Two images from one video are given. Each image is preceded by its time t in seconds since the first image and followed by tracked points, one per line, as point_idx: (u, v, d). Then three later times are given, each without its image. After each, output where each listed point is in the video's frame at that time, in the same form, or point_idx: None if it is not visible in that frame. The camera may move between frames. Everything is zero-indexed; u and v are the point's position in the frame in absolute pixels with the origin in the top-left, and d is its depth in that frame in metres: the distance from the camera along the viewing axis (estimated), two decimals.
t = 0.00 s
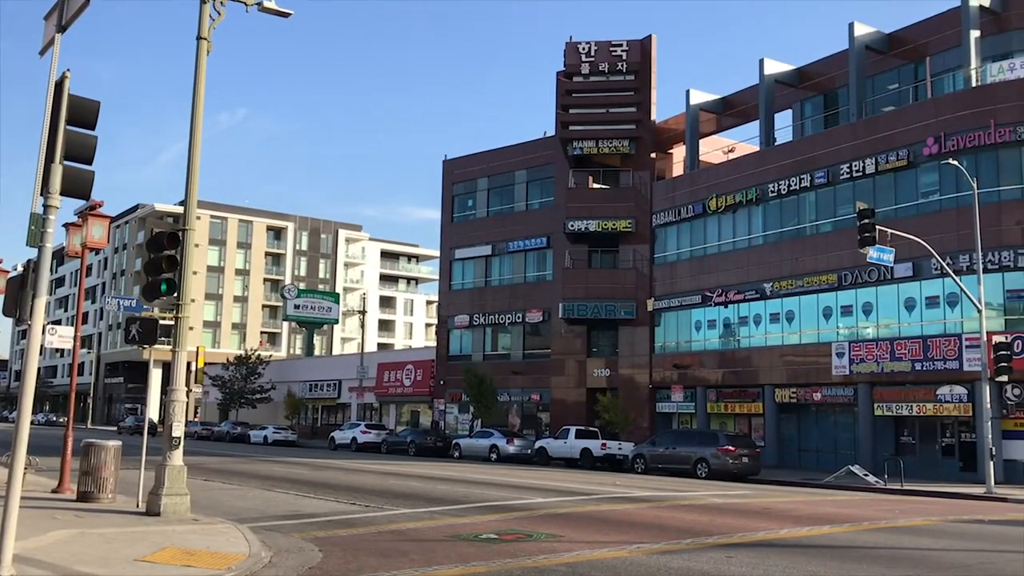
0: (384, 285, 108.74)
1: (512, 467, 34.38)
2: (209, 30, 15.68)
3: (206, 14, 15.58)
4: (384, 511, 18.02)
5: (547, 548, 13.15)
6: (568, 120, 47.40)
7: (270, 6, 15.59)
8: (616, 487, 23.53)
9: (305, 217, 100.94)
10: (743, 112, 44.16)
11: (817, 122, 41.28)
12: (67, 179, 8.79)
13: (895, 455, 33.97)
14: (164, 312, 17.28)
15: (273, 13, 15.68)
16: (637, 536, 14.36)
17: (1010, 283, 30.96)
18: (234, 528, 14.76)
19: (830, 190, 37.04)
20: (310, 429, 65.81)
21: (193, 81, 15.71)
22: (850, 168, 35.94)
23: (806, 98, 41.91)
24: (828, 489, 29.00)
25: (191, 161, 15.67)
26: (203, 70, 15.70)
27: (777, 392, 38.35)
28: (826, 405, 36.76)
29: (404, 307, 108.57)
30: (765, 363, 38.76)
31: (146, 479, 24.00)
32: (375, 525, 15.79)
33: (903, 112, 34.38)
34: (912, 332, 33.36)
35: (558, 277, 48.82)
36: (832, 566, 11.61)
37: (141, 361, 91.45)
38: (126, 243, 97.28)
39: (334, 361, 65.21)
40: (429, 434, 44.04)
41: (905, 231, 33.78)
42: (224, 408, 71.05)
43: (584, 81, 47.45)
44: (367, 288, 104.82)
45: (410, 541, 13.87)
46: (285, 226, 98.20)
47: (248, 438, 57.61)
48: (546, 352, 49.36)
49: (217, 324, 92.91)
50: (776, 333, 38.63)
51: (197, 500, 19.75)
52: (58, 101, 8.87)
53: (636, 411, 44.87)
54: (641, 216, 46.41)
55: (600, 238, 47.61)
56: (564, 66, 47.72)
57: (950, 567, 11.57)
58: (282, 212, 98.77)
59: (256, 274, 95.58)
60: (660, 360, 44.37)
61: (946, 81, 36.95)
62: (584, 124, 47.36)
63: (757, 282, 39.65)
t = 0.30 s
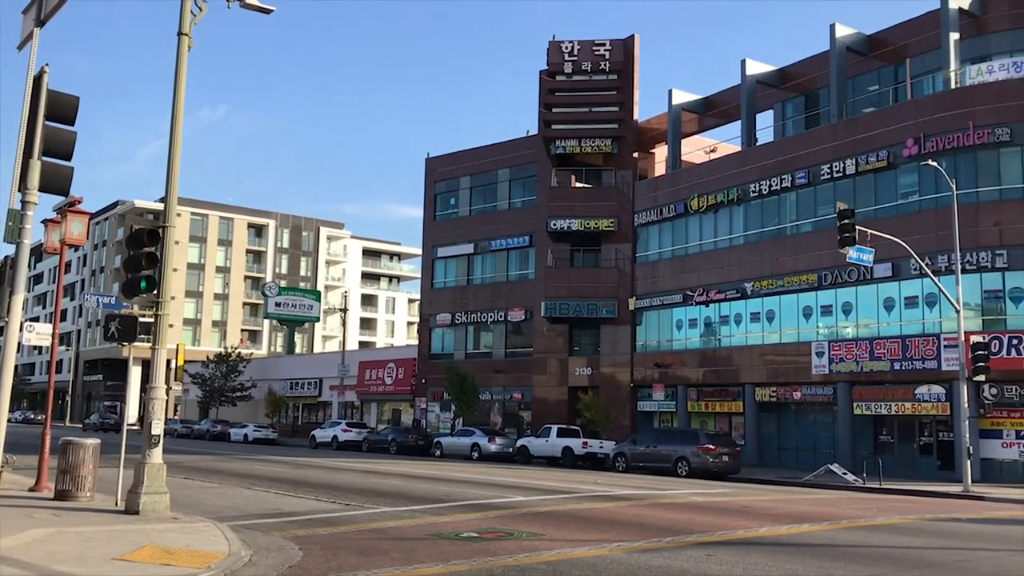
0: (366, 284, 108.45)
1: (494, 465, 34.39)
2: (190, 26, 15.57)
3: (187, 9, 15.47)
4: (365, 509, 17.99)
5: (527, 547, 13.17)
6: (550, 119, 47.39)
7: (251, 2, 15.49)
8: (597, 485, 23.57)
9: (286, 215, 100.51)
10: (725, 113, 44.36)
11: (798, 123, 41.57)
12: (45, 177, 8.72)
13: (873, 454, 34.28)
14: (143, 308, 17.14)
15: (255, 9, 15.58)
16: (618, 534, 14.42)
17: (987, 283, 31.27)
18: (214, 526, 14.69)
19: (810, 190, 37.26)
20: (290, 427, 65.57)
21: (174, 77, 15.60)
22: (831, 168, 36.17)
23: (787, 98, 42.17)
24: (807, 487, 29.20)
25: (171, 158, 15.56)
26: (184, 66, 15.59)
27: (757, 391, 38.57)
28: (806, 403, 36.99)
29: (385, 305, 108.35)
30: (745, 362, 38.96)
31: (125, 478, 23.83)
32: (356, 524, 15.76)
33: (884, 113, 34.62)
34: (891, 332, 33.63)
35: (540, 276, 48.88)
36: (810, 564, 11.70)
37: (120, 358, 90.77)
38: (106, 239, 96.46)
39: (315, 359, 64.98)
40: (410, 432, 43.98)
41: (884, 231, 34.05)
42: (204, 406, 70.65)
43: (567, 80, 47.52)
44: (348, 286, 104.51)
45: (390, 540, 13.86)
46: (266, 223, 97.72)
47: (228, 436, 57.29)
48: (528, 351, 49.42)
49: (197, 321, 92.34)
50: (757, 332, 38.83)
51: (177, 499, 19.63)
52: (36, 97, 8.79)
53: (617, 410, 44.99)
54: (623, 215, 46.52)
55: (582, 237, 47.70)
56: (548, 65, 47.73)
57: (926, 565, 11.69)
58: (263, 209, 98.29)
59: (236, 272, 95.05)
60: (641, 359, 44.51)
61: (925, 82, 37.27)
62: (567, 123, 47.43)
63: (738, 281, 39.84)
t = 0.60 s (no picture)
0: (347, 282, 108.12)
1: (475, 464, 34.38)
2: (171, 22, 15.47)
3: (168, 5, 15.37)
4: (345, 508, 17.93)
5: (508, 545, 13.17)
6: (533, 118, 47.41)
7: None
8: (578, 484, 23.61)
9: (267, 212, 100.06)
10: (707, 113, 44.57)
11: (779, 124, 41.83)
12: (23, 173, 8.64)
13: (852, 452, 34.50)
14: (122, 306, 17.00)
15: (236, 6, 15.50)
16: (599, 533, 14.45)
17: (965, 284, 31.55)
18: (193, 525, 14.60)
19: (791, 190, 37.49)
20: (271, 426, 65.32)
21: (154, 73, 15.49)
22: (811, 168, 36.39)
23: (769, 99, 42.42)
24: (787, 485, 29.37)
25: (152, 155, 15.45)
26: (165, 63, 15.49)
27: (738, 389, 38.74)
28: (786, 402, 37.19)
29: (367, 304, 108.10)
30: (726, 361, 39.15)
31: (104, 476, 23.65)
32: (337, 523, 15.71)
33: (864, 114, 34.87)
34: (871, 332, 33.88)
35: (522, 275, 48.93)
36: (789, 562, 11.76)
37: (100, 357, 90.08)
38: (85, 236, 95.64)
39: (296, 358, 64.74)
40: (392, 431, 43.90)
41: (864, 232, 34.29)
42: (184, 404, 70.20)
43: (550, 79, 47.57)
44: (330, 285, 104.14)
45: (371, 539, 13.82)
46: (247, 221, 97.21)
47: (208, 434, 56.98)
48: (509, 349, 49.44)
49: (177, 319, 91.72)
50: (738, 332, 39.03)
51: (156, 498, 19.48)
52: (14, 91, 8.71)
53: (598, 409, 45.10)
54: (605, 215, 46.62)
55: (565, 236, 47.77)
56: (530, 64, 47.76)
57: (903, 562, 11.78)
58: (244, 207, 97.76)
59: (217, 270, 94.52)
60: (623, 358, 44.63)
61: (905, 84, 37.55)
62: (549, 122, 47.46)
63: (719, 281, 40.02)
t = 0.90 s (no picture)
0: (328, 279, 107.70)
1: (456, 461, 34.35)
2: (151, 16, 15.34)
3: None
4: (327, 506, 17.86)
5: (489, 543, 13.16)
6: (516, 115, 47.38)
7: None
8: (560, 482, 23.63)
9: (248, 209, 99.50)
10: (688, 111, 44.72)
11: (760, 123, 42.05)
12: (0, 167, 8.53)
13: (832, 450, 34.74)
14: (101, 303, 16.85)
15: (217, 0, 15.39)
16: (580, 530, 14.47)
17: (944, 283, 31.83)
18: (172, 523, 14.51)
19: (772, 189, 37.68)
20: (251, 423, 65.01)
21: (134, 68, 15.36)
22: (792, 168, 36.59)
23: (750, 98, 42.64)
24: (767, 483, 29.54)
25: (131, 150, 15.32)
26: (145, 57, 15.36)
27: (719, 387, 38.90)
28: (766, 400, 37.39)
29: (349, 301, 107.75)
30: (707, 359, 39.31)
31: (82, 474, 23.44)
32: (317, 521, 15.65)
33: (844, 114, 35.09)
34: (850, 330, 34.12)
35: (505, 272, 48.93)
36: (768, 559, 11.83)
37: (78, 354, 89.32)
38: (63, 232, 94.77)
39: (276, 355, 64.46)
40: (373, 429, 43.80)
41: (844, 231, 34.50)
42: (163, 401, 69.68)
43: (532, 77, 47.58)
44: (311, 281, 103.80)
45: (352, 537, 13.78)
46: (228, 218, 96.59)
47: (188, 432, 56.63)
48: (491, 347, 49.43)
49: (157, 316, 91.05)
50: (719, 330, 39.19)
51: (136, 496, 19.34)
52: None
53: (580, 406, 45.19)
54: (587, 213, 46.66)
55: (547, 233, 47.81)
56: (513, 61, 47.76)
57: (882, 559, 11.86)
58: (225, 203, 97.19)
59: (197, 266, 93.91)
60: (605, 355, 44.72)
61: (885, 83, 37.86)
62: (532, 120, 47.45)
63: (700, 279, 40.14)
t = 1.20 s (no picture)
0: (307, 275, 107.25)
1: (435, 457, 34.34)
2: (127, 9, 15.20)
3: None
4: (305, 501, 17.84)
5: (467, 538, 13.20)
6: (495, 111, 47.36)
7: None
8: (538, 477, 23.71)
9: (226, 204, 98.85)
10: (667, 109, 44.90)
11: (738, 121, 42.31)
12: None
13: (808, 445, 35.06)
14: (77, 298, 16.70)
15: None
16: (558, 525, 14.54)
17: (918, 280, 32.19)
18: (148, 519, 14.44)
19: (749, 187, 37.91)
20: (229, 420, 64.74)
21: (110, 62, 15.22)
22: (769, 165, 36.84)
23: (728, 96, 42.88)
24: (744, 478, 29.74)
25: (107, 144, 15.19)
26: (121, 51, 15.24)
27: (696, 383, 39.13)
28: (743, 396, 37.66)
29: (327, 297, 107.36)
30: (684, 355, 39.52)
31: (57, 470, 23.24)
32: (294, 517, 15.63)
33: (821, 112, 35.37)
34: (826, 326, 34.42)
35: (484, 268, 48.95)
36: (744, 554, 11.92)
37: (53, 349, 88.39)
38: (38, 227, 93.72)
39: (254, 350, 64.15)
40: (351, 425, 43.70)
41: (821, 228, 34.77)
42: (140, 398, 69.10)
43: (512, 73, 47.59)
44: (288, 277, 103.37)
45: (329, 533, 13.77)
46: (205, 213, 95.92)
47: (165, 428, 56.24)
48: (470, 343, 49.46)
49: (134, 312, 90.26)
50: (696, 326, 39.40)
51: (112, 492, 19.20)
52: None
53: (558, 402, 45.31)
54: (567, 209, 46.73)
55: (526, 230, 47.88)
56: (492, 57, 47.74)
57: (856, 554, 11.99)
58: (202, 198, 96.54)
59: (174, 262, 93.18)
60: (583, 352, 44.85)
61: (862, 82, 38.26)
62: (511, 116, 47.46)
63: (678, 275, 40.32)
